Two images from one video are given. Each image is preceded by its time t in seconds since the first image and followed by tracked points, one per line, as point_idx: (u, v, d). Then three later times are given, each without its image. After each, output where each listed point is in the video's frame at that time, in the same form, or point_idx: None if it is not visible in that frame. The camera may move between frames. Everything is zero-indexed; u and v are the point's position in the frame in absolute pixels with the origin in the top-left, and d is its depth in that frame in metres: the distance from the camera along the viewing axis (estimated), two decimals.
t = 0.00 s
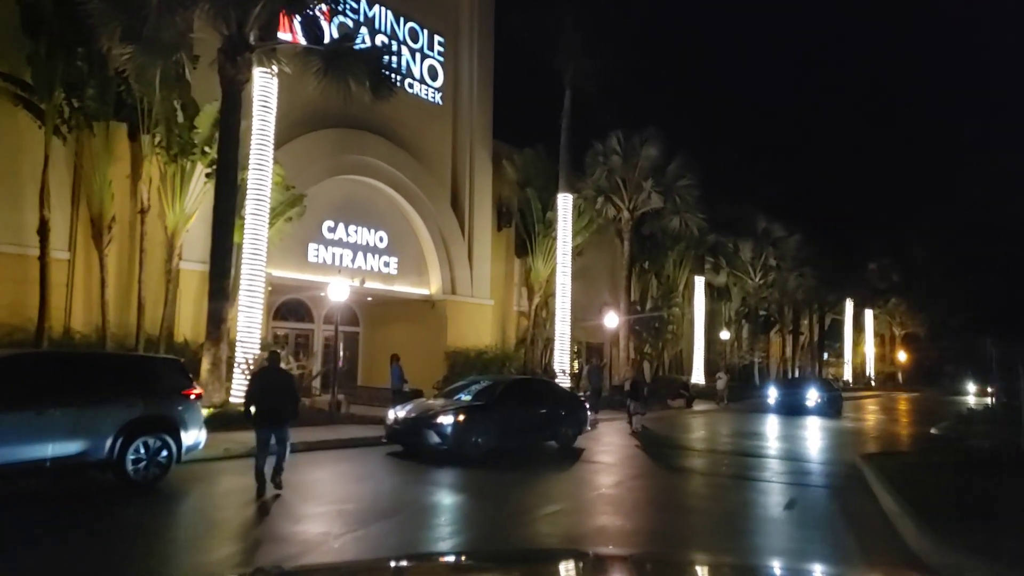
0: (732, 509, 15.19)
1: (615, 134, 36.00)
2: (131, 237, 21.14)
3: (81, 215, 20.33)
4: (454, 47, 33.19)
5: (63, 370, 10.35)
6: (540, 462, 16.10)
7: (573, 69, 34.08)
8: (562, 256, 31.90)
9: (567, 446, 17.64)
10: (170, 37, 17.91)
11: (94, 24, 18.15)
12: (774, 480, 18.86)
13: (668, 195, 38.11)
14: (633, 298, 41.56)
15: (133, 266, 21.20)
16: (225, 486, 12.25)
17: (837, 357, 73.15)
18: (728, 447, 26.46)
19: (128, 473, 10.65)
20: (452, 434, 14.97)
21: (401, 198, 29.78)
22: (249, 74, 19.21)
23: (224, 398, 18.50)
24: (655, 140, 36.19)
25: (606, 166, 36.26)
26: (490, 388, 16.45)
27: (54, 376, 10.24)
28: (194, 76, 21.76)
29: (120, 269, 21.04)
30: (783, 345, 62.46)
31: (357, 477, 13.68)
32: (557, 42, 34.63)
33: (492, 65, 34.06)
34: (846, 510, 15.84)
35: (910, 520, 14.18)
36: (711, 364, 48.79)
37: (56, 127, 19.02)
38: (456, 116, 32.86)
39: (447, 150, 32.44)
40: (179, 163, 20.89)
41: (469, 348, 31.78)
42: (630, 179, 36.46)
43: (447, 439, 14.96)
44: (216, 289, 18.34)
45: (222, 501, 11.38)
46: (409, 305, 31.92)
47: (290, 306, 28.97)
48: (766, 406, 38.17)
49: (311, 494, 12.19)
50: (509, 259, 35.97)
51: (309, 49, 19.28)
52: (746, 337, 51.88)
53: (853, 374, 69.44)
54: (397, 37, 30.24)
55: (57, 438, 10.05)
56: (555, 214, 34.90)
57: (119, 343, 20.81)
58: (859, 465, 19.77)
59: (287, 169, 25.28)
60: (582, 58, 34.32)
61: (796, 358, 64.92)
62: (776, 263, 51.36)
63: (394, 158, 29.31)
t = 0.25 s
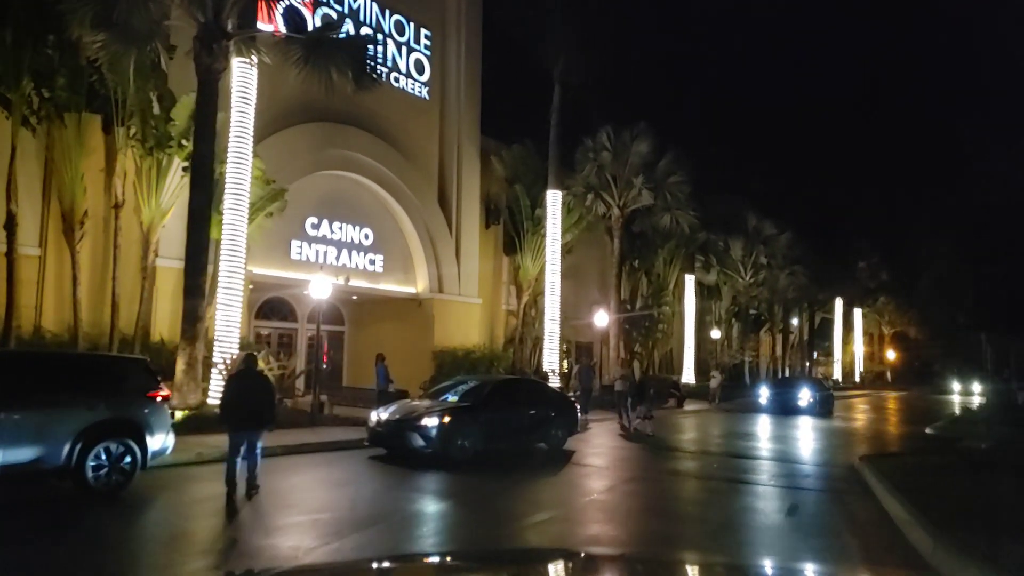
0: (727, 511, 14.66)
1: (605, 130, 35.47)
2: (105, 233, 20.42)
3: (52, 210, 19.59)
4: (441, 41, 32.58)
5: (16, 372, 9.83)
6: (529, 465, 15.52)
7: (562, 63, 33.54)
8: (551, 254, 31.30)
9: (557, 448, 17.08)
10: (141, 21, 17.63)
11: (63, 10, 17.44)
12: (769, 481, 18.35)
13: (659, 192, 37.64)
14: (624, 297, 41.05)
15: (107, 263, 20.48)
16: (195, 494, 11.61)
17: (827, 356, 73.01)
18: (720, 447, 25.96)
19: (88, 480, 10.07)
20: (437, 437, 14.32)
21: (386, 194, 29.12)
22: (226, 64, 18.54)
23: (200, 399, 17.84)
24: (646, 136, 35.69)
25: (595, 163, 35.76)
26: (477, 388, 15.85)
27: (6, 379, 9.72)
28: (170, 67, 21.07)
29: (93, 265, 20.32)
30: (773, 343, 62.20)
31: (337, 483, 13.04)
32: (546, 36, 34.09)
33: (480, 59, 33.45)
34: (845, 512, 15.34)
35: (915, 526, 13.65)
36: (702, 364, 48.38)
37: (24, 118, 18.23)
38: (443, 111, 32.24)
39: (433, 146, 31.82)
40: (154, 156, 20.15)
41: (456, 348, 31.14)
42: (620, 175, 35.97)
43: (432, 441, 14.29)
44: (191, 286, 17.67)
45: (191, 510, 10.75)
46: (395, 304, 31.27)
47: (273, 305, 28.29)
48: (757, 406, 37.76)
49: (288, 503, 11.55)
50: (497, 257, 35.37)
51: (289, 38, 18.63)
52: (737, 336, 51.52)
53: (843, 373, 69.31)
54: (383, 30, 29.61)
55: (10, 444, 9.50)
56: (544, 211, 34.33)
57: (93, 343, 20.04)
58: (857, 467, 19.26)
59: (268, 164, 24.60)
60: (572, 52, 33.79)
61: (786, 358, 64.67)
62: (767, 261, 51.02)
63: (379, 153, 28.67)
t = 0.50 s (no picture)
0: (728, 519, 14.15)
1: (597, 127, 35.02)
2: (83, 228, 19.82)
3: (27, 205, 18.98)
4: (431, 36, 32.04)
5: None
6: (519, 468, 15.02)
7: (554, 59, 33.05)
8: (543, 252, 30.84)
9: (548, 450, 16.60)
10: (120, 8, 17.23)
11: None
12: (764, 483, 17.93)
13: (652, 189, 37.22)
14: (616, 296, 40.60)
15: (85, 259, 19.87)
16: (169, 501, 11.10)
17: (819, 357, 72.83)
18: (714, 448, 25.55)
19: (53, 487, 9.60)
20: (424, 440, 13.81)
21: (375, 191, 28.56)
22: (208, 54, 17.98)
23: (179, 400, 17.28)
24: (639, 133, 35.24)
25: (588, 160, 35.32)
26: (466, 389, 15.33)
27: None
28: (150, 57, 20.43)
29: (70, 261, 19.71)
30: (765, 343, 61.91)
31: (320, 489, 12.51)
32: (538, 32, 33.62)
33: (470, 54, 32.91)
34: (846, 516, 14.93)
35: (923, 533, 13.25)
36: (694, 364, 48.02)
37: None
38: (433, 107, 31.70)
39: (423, 142, 31.28)
40: (134, 149, 19.53)
41: (446, 347, 30.61)
42: (613, 173, 35.56)
43: (418, 444, 13.78)
44: (170, 284, 17.12)
45: (165, 518, 10.22)
46: (384, 302, 30.73)
47: (259, 303, 27.70)
48: (750, 406, 37.42)
49: (273, 511, 11.01)
50: (488, 252, 34.88)
51: (273, 28, 18.08)
52: (730, 336, 51.17)
53: (834, 374, 69.15)
54: (372, 24, 29.05)
55: None
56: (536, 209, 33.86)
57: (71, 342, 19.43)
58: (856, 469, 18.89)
59: (253, 159, 24.00)
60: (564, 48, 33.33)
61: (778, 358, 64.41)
62: (759, 260, 50.72)
63: (368, 149, 28.13)
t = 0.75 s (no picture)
0: (728, 520, 13.86)
1: (590, 123, 34.65)
2: (62, 225, 19.32)
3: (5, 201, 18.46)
4: (421, 31, 31.57)
5: None
6: (510, 470, 14.61)
7: (547, 54, 32.66)
8: (535, 251, 30.44)
9: (540, 452, 16.19)
10: None
11: None
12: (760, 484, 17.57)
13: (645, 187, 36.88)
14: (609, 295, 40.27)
15: (65, 257, 19.35)
16: (145, 506, 10.66)
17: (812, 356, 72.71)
18: (708, 447, 25.22)
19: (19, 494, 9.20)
20: (412, 441, 13.39)
21: (364, 188, 28.07)
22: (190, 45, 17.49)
23: (160, 401, 16.80)
24: (632, 129, 34.89)
25: (581, 157, 34.97)
26: (456, 389, 14.91)
27: None
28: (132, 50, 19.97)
29: (49, 259, 19.19)
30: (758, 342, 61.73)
31: (306, 493, 12.11)
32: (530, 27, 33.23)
33: (461, 50, 32.46)
34: (845, 516, 14.62)
35: (927, 533, 12.98)
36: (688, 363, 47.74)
37: None
38: (424, 103, 31.24)
39: (413, 138, 30.81)
40: (116, 143, 19.02)
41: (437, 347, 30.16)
42: (606, 170, 35.24)
43: (406, 446, 13.37)
44: (151, 281, 16.64)
45: (140, 525, 9.76)
46: (374, 301, 30.26)
47: (246, 302, 27.18)
48: (744, 406, 37.13)
49: (259, 517, 10.64)
50: (480, 249, 34.46)
51: (258, 19, 17.61)
52: (723, 335, 50.94)
53: (827, 373, 69.04)
54: (361, 18, 28.57)
55: None
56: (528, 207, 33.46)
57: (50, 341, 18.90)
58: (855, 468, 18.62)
59: (239, 155, 23.49)
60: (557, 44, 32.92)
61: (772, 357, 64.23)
62: (753, 258, 50.23)
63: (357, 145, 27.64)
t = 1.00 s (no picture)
0: (729, 521, 13.54)
1: (582, 120, 34.21)
2: (37, 220, 18.81)
3: None
4: (410, 25, 31.03)
5: None
6: (499, 474, 14.13)
7: (537, 49, 32.19)
8: (526, 249, 29.91)
9: (531, 454, 15.74)
10: None
11: None
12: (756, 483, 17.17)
13: (637, 184, 36.45)
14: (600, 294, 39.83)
15: (39, 254, 18.80)
16: (115, 513, 10.20)
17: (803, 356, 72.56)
18: (701, 447, 24.84)
19: None
20: (397, 444, 12.90)
21: (351, 184, 27.50)
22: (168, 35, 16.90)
23: (136, 403, 16.28)
24: (624, 126, 34.46)
25: (571, 154, 34.53)
26: (444, 389, 14.41)
27: None
28: (110, 40, 19.29)
29: (23, 255, 18.62)
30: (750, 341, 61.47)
31: (289, 499, 11.62)
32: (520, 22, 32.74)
33: (451, 44, 31.92)
34: (846, 518, 14.28)
35: (932, 534, 12.65)
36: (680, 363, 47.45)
37: None
38: (412, 98, 30.70)
39: (402, 134, 30.26)
40: (92, 136, 18.38)
41: (426, 346, 29.64)
42: (597, 167, 34.83)
43: (391, 449, 12.88)
44: (127, 279, 16.10)
45: (108, 534, 9.24)
46: (362, 300, 29.70)
47: (231, 301, 26.61)
48: (736, 406, 36.77)
49: (243, 525, 10.19)
50: (469, 246, 33.97)
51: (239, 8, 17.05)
52: (715, 334, 50.58)
53: (819, 372, 68.91)
54: (348, 11, 28.01)
55: None
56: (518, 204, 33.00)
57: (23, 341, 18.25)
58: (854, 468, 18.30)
59: (221, 149, 22.91)
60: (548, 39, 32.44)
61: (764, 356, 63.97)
62: (745, 257, 50.30)
63: (344, 141, 27.10)
